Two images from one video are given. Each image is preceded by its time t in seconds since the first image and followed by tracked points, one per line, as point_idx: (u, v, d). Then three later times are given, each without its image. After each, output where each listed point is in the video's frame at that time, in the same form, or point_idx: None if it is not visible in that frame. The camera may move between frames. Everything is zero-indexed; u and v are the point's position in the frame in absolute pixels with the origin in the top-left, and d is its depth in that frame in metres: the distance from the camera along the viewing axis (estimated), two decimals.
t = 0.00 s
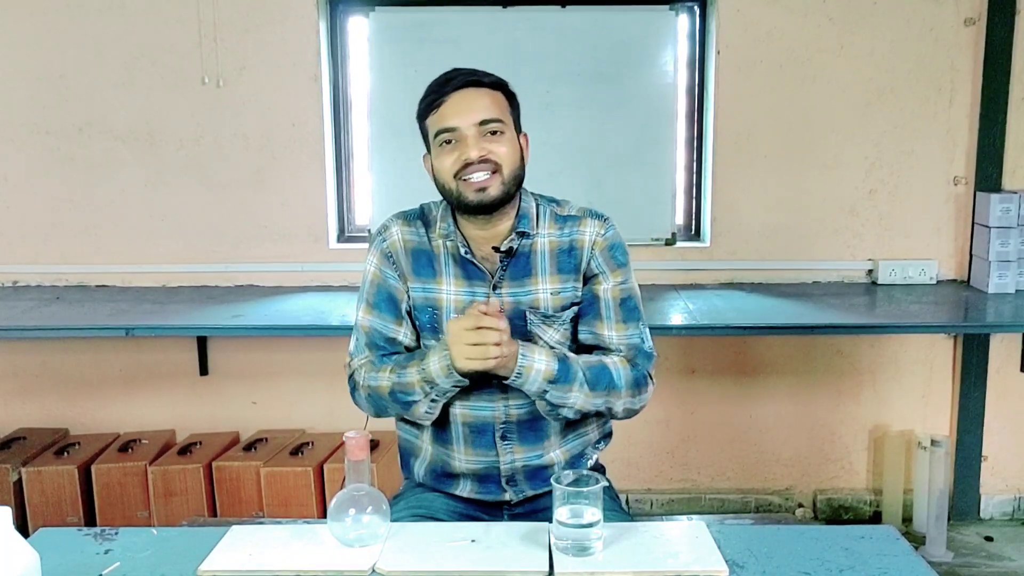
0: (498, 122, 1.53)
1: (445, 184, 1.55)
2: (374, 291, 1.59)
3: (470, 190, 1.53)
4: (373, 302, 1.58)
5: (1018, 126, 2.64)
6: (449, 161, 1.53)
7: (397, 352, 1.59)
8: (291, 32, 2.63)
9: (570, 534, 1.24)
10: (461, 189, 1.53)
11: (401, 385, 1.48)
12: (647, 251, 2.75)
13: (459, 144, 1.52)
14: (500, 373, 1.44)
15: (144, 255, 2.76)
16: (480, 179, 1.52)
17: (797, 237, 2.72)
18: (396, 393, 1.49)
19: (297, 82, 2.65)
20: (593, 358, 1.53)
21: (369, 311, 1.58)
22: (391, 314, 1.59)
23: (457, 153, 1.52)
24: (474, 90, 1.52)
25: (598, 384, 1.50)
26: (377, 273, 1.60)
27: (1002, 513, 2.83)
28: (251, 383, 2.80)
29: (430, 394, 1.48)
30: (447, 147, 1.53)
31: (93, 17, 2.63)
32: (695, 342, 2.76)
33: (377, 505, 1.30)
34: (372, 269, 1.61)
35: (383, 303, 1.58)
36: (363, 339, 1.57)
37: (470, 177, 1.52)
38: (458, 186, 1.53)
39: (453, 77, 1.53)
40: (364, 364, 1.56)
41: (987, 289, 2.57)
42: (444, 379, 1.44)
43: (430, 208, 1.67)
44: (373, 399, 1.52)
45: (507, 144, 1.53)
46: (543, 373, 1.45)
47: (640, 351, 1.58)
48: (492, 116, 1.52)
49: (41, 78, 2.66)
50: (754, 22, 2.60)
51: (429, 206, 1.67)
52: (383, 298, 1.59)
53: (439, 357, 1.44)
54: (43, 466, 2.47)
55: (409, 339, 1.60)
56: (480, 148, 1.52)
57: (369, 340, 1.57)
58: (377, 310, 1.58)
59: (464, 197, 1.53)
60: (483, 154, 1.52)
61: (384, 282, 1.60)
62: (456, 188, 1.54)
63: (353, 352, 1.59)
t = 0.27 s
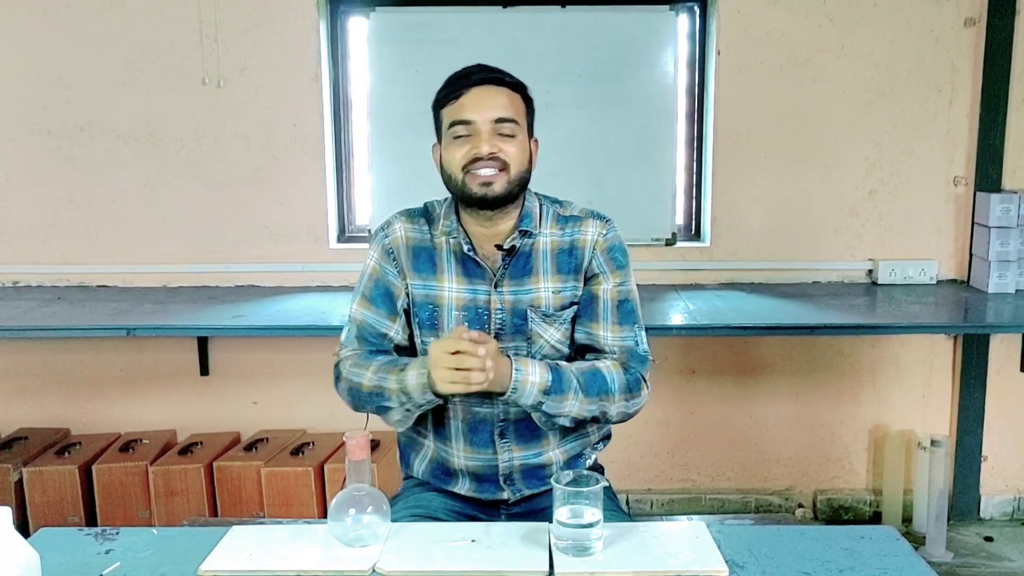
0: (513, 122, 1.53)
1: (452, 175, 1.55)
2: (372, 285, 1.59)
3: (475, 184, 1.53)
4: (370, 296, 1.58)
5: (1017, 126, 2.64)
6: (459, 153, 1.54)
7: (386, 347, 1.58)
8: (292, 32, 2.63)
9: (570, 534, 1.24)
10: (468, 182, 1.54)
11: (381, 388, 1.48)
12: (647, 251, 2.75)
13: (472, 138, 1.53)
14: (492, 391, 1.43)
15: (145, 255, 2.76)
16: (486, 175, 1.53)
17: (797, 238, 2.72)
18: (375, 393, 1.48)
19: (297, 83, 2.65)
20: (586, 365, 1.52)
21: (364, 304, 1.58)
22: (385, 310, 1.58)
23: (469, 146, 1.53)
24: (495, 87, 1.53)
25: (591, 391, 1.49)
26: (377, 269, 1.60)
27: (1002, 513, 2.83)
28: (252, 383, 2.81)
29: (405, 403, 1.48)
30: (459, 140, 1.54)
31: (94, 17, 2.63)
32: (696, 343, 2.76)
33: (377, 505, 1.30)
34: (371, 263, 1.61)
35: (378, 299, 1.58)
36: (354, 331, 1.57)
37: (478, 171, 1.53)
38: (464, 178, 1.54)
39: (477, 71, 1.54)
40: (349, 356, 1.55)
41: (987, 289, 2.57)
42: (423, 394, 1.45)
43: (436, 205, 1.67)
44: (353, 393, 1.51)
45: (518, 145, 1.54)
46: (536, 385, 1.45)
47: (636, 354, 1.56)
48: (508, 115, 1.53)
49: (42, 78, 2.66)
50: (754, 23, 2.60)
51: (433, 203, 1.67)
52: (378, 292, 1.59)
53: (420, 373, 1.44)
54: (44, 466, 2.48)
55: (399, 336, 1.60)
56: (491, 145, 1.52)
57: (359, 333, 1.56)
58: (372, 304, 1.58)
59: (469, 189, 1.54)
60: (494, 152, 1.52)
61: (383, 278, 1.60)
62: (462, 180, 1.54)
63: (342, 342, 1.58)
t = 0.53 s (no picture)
0: (510, 123, 1.53)
1: (457, 183, 1.54)
2: (379, 296, 1.60)
3: (482, 190, 1.52)
4: (378, 307, 1.60)
5: (1018, 125, 2.64)
6: (461, 161, 1.53)
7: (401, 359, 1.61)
8: (291, 31, 2.63)
9: (570, 534, 1.24)
10: (474, 189, 1.53)
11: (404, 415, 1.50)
12: (647, 251, 2.75)
13: (472, 144, 1.52)
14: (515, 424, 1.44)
15: (144, 255, 2.76)
16: (492, 180, 1.52)
17: (798, 237, 2.72)
18: (397, 418, 1.51)
19: (297, 82, 2.65)
20: (602, 376, 1.54)
21: (374, 317, 1.59)
22: (395, 322, 1.60)
23: (471, 153, 1.52)
24: (487, 90, 1.52)
25: (610, 406, 1.51)
26: (381, 279, 1.61)
27: (1003, 513, 2.82)
28: (252, 383, 2.80)
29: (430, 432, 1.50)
30: (459, 147, 1.53)
31: (93, 17, 2.63)
32: (695, 342, 2.76)
33: (377, 505, 1.30)
34: (376, 273, 1.61)
35: (386, 309, 1.60)
36: (368, 343, 1.59)
37: (483, 177, 1.52)
38: (470, 186, 1.53)
39: (468, 76, 1.53)
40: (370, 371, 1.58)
41: (987, 289, 2.57)
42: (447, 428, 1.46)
43: (437, 209, 1.66)
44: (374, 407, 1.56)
45: (519, 146, 1.53)
46: (556, 413, 1.47)
47: (649, 354, 1.59)
48: (504, 117, 1.52)
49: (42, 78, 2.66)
50: (754, 22, 2.60)
51: (435, 207, 1.67)
52: (387, 304, 1.60)
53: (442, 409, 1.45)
54: (43, 466, 2.47)
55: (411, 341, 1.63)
56: (493, 149, 1.52)
57: (374, 345, 1.59)
58: (381, 316, 1.60)
59: (476, 197, 1.53)
60: (496, 155, 1.52)
61: (388, 287, 1.60)
62: (469, 189, 1.53)
63: (359, 354, 1.61)
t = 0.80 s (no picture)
0: (524, 122, 1.54)
1: (467, 178, 1.56)
2: (373, 278, 1.60)
3: (491, 188, 1.54)
4: (368, 287, 1.59)
5: (1018, 125, 2.64)
6: (473, 158, 1.54)
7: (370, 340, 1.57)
8: (291, 31, 2.63)
9: (570, 534, 1.24)
10: (483, 186, 1.54)
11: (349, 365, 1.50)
12: (647, 251, 2.75)
13: (485, 141, 1.53)
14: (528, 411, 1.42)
15: (144, 254, 2.76)
16: (501, 178, 1.54)
17: (798, 237, 2.72)
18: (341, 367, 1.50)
19: (297, 82, 2.65)
20: (610, 372, 1.53)
21: (356, 292, 1.59)
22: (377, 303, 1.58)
23: (482, 150, 1.53)
24: (503, 88, 1.53)
25: (617, 402, 1.50)
26: (382, 264, 1.61)
27: (1003, 513, 2.83)
28: (252, 383, 2.80)
29: (369, 387, 1.50)
30: (472, 143, 1.54)
31: (94, 16, 2.63)
32: (695, 342, 2.76)
33: (378, 505, 1.30)
34: (376, 257, 1.61)
35: (375, 291, 1.59)
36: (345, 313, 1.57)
37: (493, 175, 1.53)
38: (480, 183, 1.54)
39: (485, 73, 1.54)
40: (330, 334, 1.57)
41: (987, 289, 2.57)
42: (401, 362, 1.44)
43: (446, 205, 1.67)
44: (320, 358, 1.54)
45: (531, 145, 1.55)
46: (570, 403, 1.45)
47: (651, 356, 1.59)
48: (519, 116, 1.54)
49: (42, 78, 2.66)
50: (754, 22, 2.60)
51: (443, 203, 1.67)
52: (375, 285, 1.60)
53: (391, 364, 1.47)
54: (44, 465, 2.47)
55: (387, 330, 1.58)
56: (505, 147, 1.53)
57: (348, 319, 1.57)
58: (367, 295, 1.59)
59: (485, 194, 1.55)
60: (507, 154, 1.53)
61: (387, 273, 1.60)
62: (478, 185, 1.55)
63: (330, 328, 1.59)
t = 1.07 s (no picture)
0: (536, 125, 1.54)
1: (469, 166, 1.54)
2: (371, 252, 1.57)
3: (489, 181, 1.53)
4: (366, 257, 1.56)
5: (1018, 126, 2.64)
6: (478, 147, 1.53)
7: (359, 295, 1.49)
8: (291, 31, 2.63)
9: (571, 534, 1.24)
10: (483, 177, 1.53)
11: (344, 329, 1.46)
12: (647, 251, 2.75)
13: (494, 133, 1.52)
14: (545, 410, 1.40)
15: (144, 255, 2.76)
16: (501, 172, 1.52)
17: (798, 237, 2.72)
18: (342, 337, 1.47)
19: (297, 82, 2.65)
20: (614, 371, 1.53)
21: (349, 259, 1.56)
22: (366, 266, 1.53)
23: (490, 141, 1.52)
24: (524, 88, 1.54)
25: (623, 400, 1.50)
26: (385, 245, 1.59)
27: (1003, 513, 2.82)
28: (252, 383, 2.81)
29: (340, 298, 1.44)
30: (482, 133, 1.53)
31: (94, 17, 2.63)
32: (695, 342, 2.76)
33: (378, 505, 1.30)
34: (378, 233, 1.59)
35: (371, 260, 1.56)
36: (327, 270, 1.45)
37: (495, 167, 1.52)
38: (481, 173, 1.53)
39: (513, 70, 1.55)
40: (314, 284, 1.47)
41: (987, 289, 2.57)
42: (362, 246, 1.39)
43: (450, 201, 1.67)
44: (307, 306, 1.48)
45: (538, 149, 1.54)
46: (580, 401, 1.45)
47: (650, 355, 1.59)
48: (534, 118, 1.53)
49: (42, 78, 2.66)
50: (754, 22, 2.60)
51: (450, 199, 1.67)
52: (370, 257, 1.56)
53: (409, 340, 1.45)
54: (44, 465, 2.48)
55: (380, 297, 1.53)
56: (512, 144, 1.52)
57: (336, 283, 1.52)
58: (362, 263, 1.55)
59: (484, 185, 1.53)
60: (513, 150, 1.52)
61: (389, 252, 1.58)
62: (478, 175, 1.53)
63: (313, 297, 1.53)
